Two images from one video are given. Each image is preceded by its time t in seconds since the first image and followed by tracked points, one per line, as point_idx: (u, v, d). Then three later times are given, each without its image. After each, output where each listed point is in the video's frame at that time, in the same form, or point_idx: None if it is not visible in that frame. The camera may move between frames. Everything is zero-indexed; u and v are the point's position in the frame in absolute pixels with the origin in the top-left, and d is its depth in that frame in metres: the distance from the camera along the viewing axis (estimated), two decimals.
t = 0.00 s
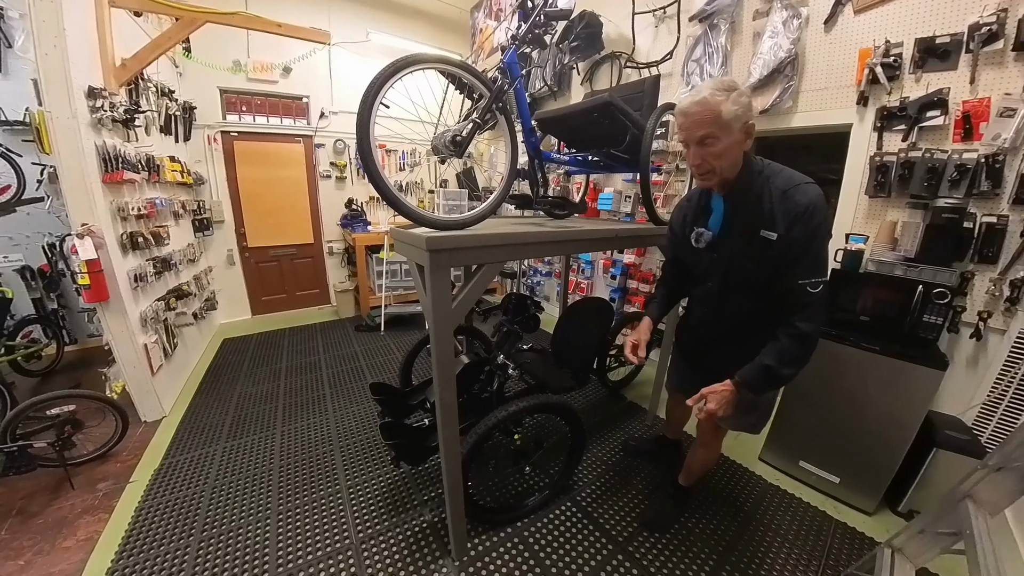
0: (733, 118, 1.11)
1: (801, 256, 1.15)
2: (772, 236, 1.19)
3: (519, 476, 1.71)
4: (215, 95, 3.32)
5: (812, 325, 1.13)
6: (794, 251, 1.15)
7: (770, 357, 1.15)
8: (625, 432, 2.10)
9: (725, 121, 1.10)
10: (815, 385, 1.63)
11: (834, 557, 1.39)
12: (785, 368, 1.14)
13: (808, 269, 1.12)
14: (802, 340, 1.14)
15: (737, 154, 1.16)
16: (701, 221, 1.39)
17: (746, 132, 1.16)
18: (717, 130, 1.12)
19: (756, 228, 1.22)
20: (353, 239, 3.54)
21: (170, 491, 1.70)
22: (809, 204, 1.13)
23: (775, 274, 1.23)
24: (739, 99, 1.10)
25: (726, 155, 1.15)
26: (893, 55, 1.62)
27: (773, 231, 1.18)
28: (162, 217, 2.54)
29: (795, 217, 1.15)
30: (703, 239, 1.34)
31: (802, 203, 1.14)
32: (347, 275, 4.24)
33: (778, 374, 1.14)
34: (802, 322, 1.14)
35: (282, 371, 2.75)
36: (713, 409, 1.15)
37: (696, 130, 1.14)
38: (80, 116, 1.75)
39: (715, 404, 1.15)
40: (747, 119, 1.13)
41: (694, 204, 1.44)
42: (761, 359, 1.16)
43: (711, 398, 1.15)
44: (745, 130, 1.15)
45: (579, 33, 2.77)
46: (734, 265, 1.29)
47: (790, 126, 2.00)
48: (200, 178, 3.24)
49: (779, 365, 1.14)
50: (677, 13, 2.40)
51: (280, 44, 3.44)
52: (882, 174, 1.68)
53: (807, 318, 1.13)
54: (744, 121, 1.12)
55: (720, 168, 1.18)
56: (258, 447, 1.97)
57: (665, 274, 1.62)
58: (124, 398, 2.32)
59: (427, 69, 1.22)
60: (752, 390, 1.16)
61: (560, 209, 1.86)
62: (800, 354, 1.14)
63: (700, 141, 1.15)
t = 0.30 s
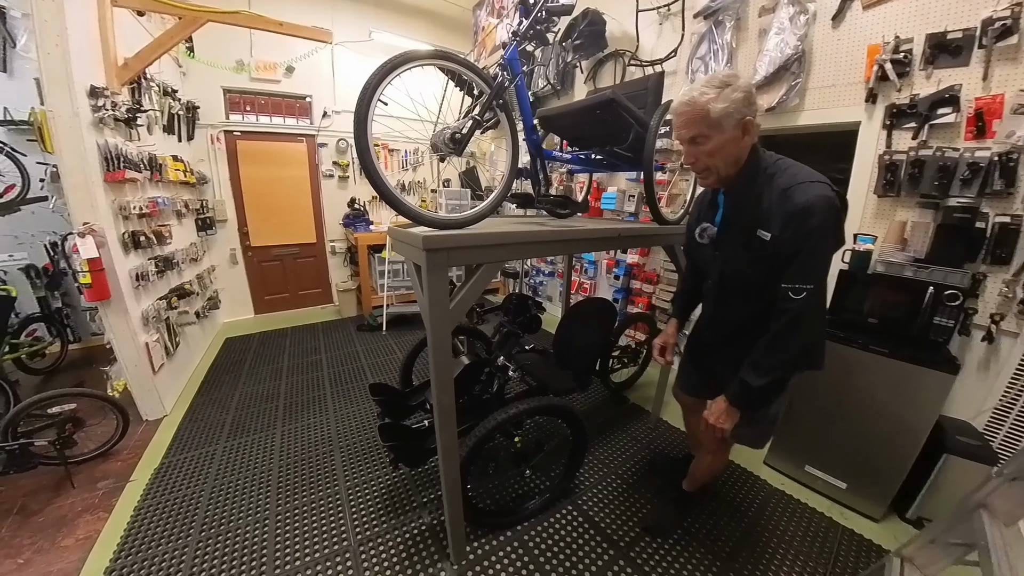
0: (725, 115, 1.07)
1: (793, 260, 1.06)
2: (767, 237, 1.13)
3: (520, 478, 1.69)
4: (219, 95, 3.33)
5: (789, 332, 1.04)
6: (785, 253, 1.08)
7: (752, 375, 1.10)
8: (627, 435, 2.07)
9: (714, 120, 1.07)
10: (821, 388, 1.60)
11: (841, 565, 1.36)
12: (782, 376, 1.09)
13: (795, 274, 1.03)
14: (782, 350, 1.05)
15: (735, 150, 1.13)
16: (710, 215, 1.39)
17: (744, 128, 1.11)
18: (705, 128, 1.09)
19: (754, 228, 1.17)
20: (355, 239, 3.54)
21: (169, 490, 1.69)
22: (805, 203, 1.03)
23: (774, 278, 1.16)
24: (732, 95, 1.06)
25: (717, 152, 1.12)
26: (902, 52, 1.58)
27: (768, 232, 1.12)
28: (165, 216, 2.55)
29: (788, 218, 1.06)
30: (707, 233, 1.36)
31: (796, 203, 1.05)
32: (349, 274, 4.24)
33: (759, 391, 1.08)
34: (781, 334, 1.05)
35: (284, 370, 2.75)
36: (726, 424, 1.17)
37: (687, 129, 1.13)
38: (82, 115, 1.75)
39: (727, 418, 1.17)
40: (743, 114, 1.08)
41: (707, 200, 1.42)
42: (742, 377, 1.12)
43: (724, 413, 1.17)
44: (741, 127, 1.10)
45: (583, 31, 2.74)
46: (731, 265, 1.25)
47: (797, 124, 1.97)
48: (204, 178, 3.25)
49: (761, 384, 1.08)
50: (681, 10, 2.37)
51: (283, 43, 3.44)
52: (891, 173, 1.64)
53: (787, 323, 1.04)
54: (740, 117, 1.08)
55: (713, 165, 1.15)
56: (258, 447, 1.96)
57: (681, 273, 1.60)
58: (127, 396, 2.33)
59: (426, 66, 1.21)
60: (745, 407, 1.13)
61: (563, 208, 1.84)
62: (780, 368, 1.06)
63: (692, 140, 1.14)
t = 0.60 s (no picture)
0: (740, 109, 1.03)
1: (798, 262, 0.98)
2: (773, 237, 1.05)
3: (520, 483, 1.67)
4: (221, 95, 3.34)
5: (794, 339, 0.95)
6: (791, 255, 1.00)
7: (757, 391, 1.02)
8: (629, 438, 2.05)
9: (729, 115, 1.04)
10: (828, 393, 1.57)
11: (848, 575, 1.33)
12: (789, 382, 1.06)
13: (800, 278, 0.95)
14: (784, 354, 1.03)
15: (751, 146, 1.09)
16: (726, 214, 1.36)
17: (761, 124, 1.07)
18: (721, 123, 1.06)
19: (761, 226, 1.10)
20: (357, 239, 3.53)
21: (169, 492, 1.69)
22: (812, 202, 0.95)
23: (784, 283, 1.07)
24: (748, 90, 1.03)
25: (733, 147, 1.09)
26: (912, 49, 1.54)
27: (774, 232, 1.05)
28: (167, 216, 2.55)
29: (795, 218, 0.98)
30: (719, 232, 1.34)
31: (803, 201, 0.97)
32: (351, 274, 4.24)
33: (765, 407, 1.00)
34: (786, 344, 0.97)
35: (285, 371, 2.75)
36: (739, 445, 1.06)
37: (701, 124, 1.10)
38: (82, 116, 1.75)
39: (739, 439, 1.06)
40: (760, 110, 1.04)
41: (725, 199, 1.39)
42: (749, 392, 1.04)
43: (736, 434, 1.07)
44: (757, 123, 1.07)
45: (586, 29, 2.71)
46: (741, 266, 1.20)
47: (803, 123, 1.93)
48: (206, 178, 3.26)
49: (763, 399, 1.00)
50: (686, 8, 2.34)
51: (285, 43, 3.44)
52: (900, 174, 1.61)
53: (791, 332, 0.96)
54: (757, 112, 1.05)
55: (729, 160, 1.12)
56: (258, 448, 1.96)
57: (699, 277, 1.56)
58: (128, 396, 2.33)
59: (424, 64, 1.19)
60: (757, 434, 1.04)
61: (565, 208, 1.81)
62: (790, 381, 0.96)
63: (706, 136, 1.11)
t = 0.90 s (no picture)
0: (789, 105, 0.95)
1: (846, 267, 0.88)
2: (815, 238, 0.95)
3: (518, 487, 1.65)
4: (223, 95, 3.34)
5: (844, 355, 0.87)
6: (836, 259, 0.90)
7: (807, 411, 0.93)
8: (629, 442, 2.02)
9: (776, 109, 0.96)
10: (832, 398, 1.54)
11: None
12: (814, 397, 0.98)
13: (849, 284, 0.85)
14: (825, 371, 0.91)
15: (796, 145, 1.00)
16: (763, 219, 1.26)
17: (808, 120, 0.98)
18: (765, 117, 0.99)
19: (800, 228, 0.99)
20: (358, 239, 3.53)
21: (166, 493, 1.69)
22: (858, 200, 0.86)
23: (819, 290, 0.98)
24: (799, 86, 0.95)
25: (776, 145, 1.00)
26: (920, 47, 1.51)
27: (815, 233, 0.95)
28: (167, 216, 2.55)
29: (839, 217, 0.89)
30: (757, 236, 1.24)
31: (849, 200, 0.88)
32: (352, 275, 4.24)
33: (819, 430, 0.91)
34: (836, 361, 0.88)
35: (284, 371, 2.75)
36: (788, 469, 0.96)
37: (746, 118, 1.02)
38: (81, 117, 1.75)
39: (787, 462, 0.97)
40: (809, 106, 0.96)
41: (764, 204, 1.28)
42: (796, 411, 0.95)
43: (783, 457, 0.97)
44: (805, 120, 0.98)
45: (587, 28, 2.68)
46: (773, 271, 1.10)
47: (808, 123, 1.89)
48: (207, 178, 3.27)
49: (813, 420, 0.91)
50: (688, 6, 2.31)
51: (286, 43, 3.44)
52: (906, 174, 1.57)
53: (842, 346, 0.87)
54: (806, 109, 0.96)
55: (771, 159, 1.03)
56: (256, 450, 1.96)
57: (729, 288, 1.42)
58: (128, 397, 2.34)
59: (418, 63, 1.17)
60: (809, 457, 0.94)
61: (564, 210, 1.79)
62: (843, 399, 0.88)
63: (750, 130, 1.03)
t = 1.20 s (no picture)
0: (852, 88, 0.82)
1: (936, 264, 0.72)
2: (892, 233, 0.80)
3: (516, 491, 1.64)
4: (223, 95, 3.34)
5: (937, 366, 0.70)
6: (922, 255, 0.74)
7: (905, 439, 0.74)
8: (630, 445, 2.00)
9: (837, 93, 0.82)
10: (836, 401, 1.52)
11: None
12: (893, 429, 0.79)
13: (950, 282, 0.69)
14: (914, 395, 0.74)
15: (857, 134, 0.86)
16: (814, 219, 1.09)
17: (872, 104, 0.83)
18: (823, 101, 0.84)
19: (870, 225, 0.85)
20: (358, 239, 3.52)
21: (163, 494, 1.68)
22: (947, 186, 0.73)
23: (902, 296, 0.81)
24: (864, 67, 0.81)
25: (836, 133, 0.86)
26: (927, 44, 1.48)
27: (893, 227, 0.80)
28: (167, 216, 2.55)
29: (924, 208, 0.75)
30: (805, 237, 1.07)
31: (934, 187, 0.74)
32: (353, 275, 4.23)
33: (922, 460, 0.72)
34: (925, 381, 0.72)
35: (284, 371, 2.74)
36: (890, 504, 0.77)
37: (802, 101, 0.88)
38: (79, 117, 1.75)
39: (885, 495, 0.78)
40: (875, 89, 0.81)
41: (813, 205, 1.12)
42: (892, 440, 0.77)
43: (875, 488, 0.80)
44: (868, 105, 0.83)
45: (588, 27, 2.66)
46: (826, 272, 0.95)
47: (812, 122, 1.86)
48: (207, 177, 3.27)
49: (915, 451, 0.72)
50: (690, 4, 2.29)
51: (287, 43, 3.43)
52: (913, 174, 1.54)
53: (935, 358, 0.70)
54: (869, 91, 0.82)
55: (829, 148, 0.88)
56: (254, 451, 1.95)
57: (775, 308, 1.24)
58: (127, 397, 2.34)
59: (412, 60, 1.15)
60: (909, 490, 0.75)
61: (564, 210, 1.76)
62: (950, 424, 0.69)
63: (805, 116, 0.89)
